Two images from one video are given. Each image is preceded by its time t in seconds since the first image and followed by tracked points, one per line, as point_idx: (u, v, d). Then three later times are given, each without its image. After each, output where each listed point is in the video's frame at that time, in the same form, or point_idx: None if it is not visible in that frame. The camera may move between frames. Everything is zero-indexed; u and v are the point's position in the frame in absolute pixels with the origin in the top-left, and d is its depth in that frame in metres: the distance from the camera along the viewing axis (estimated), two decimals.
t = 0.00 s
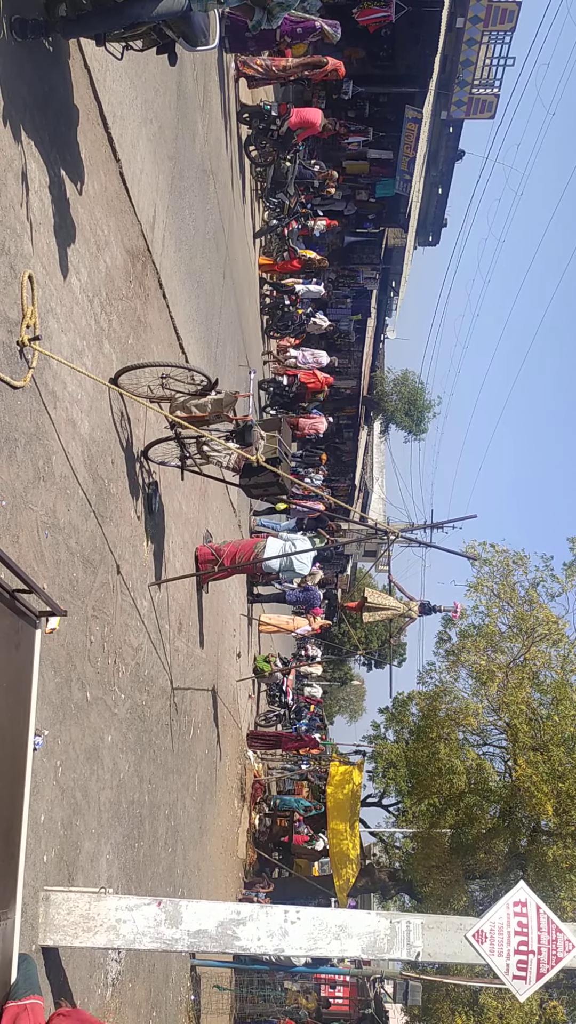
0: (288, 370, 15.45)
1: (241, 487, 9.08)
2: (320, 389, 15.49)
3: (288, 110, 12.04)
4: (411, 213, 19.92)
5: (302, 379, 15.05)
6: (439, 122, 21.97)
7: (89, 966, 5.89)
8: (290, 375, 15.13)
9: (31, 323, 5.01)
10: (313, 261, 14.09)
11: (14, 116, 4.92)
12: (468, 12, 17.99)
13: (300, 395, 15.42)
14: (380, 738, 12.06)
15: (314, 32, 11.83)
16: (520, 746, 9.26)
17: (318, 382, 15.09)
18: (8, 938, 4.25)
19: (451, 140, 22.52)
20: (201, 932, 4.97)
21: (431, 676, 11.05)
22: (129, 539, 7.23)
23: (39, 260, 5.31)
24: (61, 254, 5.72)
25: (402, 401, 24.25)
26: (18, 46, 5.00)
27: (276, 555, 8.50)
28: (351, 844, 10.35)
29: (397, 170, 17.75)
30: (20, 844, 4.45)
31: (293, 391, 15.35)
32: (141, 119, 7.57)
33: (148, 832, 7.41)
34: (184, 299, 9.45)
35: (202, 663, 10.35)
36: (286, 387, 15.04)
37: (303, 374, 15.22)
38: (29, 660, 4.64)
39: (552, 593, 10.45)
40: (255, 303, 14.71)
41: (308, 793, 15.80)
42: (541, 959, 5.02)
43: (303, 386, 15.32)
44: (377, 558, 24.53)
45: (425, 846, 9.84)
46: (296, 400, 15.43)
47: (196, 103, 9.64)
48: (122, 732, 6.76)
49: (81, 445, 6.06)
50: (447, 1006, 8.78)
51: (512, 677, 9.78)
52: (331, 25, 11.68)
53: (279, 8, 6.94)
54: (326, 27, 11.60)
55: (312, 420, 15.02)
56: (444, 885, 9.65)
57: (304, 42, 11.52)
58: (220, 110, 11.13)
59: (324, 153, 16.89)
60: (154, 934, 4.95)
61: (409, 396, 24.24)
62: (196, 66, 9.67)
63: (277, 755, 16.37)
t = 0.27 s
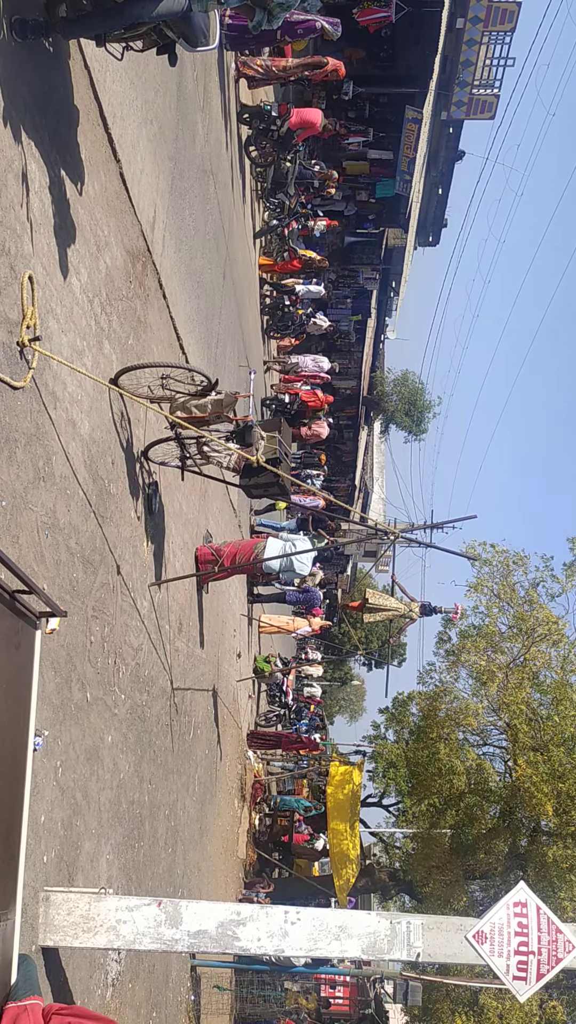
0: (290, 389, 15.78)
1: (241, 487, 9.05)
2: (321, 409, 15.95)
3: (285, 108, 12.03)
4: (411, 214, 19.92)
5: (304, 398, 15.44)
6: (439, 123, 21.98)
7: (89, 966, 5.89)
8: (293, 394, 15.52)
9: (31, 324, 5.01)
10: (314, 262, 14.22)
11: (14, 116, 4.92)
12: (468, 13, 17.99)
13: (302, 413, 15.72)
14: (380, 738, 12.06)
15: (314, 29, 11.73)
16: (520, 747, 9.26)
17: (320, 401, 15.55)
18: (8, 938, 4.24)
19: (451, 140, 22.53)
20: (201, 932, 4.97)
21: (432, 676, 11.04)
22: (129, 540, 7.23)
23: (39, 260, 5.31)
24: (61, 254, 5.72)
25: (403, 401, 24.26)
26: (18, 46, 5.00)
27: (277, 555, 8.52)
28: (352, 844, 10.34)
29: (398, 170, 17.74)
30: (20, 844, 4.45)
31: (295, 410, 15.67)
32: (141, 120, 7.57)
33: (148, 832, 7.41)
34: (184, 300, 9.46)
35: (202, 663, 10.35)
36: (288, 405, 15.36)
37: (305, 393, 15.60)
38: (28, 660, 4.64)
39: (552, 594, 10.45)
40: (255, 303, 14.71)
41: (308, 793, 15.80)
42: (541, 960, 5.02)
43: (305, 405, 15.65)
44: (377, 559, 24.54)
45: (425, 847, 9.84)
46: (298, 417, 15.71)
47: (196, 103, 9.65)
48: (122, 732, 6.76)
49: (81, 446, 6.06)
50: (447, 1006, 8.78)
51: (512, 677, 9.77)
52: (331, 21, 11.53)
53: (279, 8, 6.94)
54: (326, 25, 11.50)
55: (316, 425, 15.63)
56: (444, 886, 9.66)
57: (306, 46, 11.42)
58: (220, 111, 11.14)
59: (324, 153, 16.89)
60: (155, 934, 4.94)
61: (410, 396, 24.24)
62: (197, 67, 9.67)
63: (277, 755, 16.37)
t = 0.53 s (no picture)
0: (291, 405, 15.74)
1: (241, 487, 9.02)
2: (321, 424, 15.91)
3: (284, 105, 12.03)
4: (411, 214, 19.92)
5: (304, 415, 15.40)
6: (439, 123, 21.98)
7: (88, 967, 5.88)
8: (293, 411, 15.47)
9: (31, 324, 5.02)
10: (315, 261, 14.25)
11: (13, 116, 4.91)
12: (468, 13, 17.98)
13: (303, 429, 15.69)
14: (380, 739, 12.06)
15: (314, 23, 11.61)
16: (520, 747, 9.26)
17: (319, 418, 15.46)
18: (6, 938, 4.23)
19: (451, 140, 22.53)
20: (200, 932, 4.97)
21: (432, 677, 11.04)
22: (128, 539, 7.23)
23: (37, 260, 5.31)
24: (60, 254, 5.71)
25: (403, 402, 24.25)
26: (17, 46, 4.99)
27: (277, 556, 8.52)
28: (352, 845, 10.33)
29: (398, 170, 17.73)
30: (18, 844, 4.44)
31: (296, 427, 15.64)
32: (140, 120, 7.56)
33: (148, 832, 7.41)
34: (183, 300, 9.45)
35: (202, 663, 10.35)
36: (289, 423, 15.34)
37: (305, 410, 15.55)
38: (27, 661, 4.63)
39: (552, 594, 10.45)
40: (255, 303, 14.72)
41: (308, 794, 15.80)
42: (540, 960, 5.02)
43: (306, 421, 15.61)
44: (377, 559, 24.54)
45: (425, 847, 9.84)
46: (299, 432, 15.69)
47: (195, 103, 9.64)
48: (122, 733, 6.76)
49: (80, 446, 6.06)
50: (447, 1007, 8.77)
51: (512, 677, 9.76)
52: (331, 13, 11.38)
53: (278, 7, 6.94)
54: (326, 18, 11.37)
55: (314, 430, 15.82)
56: (444, 886, 9.66)
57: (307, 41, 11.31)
58: (219, 111, 11.13)
59: (324, 153, 16.89)
60: (154, 935, 4.94)
61: (410, 396, 24.23)
62: (196, 67, 9.66)
63: (277, 755, 16.37)
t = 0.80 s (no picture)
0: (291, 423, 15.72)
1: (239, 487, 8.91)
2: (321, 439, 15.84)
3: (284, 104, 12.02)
4: (411, 213, 19.91)
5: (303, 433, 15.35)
6: (438, 122, 21.98)
7: (86, 968, 5.86)
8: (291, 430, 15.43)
9: (27, 323, 5.02)
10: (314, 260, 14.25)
11: (10, 114, 4.90)
12: (468, 12, 17.98)
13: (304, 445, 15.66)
14: (380, 739, 12.04)
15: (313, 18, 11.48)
16: (520, 747, 9.24)
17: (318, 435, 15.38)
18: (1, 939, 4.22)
19: (450, 140, 22.53)
20: (199, 933, 4.95)
21: (432, 676, 11.02)
22: (127, 539, 7.21)
23: (34, 259, 5.29)
24: (57, 253, 5.69)
25: (402, 401, 24.23)
26: (14, 44, 4.97)
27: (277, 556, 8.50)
28: (352, 845, 10.31)
29: (397, 169, 17.70)
30: (13, 845, 4.43)
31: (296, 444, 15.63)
32: (138, 118, 7.54)
33: (147, 833, 7.39)
34: (182, 299, 9.43)
35: (201, 663, 10.33)
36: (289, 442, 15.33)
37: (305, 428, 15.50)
38: (22, 661, 4.61)
39: (552, 594, 10.43)
40: (254, 302, 14.67)
41: (308, 794, 15.78)
42: (539, 962, 5.00)
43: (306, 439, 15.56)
44: (377, 559, 24.52)
45: (425, 847, 9.83)
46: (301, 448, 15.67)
47: (194, 102, 9.62)
48: (120, 733, 6.74)
49: (78, 445, 6.04)
50: (447, 1007, 8.74)
51: (512, 677, 9.74)
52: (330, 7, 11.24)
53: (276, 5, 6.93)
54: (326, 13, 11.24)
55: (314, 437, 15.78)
56: (444, 886, 9.65)
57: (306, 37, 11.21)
58: (218, 111, 11.11)
59: (324, 153, 16.88)
60: (152, 936, 4.92)
61: (409, 396, 24.21)
62: (195, 66, 9.64)
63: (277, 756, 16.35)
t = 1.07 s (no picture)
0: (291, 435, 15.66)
1: (236, 482, 8.85)
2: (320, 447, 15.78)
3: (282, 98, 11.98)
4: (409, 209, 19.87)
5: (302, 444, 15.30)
6: (436, 117, 21.92)
7: (84, 964, 5.86)
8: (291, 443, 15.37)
9: (23, 317, 5.00)
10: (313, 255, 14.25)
11: (5, 107, 4.86)
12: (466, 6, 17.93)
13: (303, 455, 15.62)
14: (379, 734, 12.06)
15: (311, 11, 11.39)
16: (518, 742, 9.24)
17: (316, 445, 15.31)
18: None
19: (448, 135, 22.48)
20: (196, 929, 4.95)
21: (430, 672, 11.02)
22: (124, 535, 7.19)
23: (30, 253, 5.26)
24: (53, 247, 5.66)
25: (401, 397, 24.20)
26: (9, 36, 4.94)
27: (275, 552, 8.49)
28: (350, 840, 10.32)
29: (395, 164, 17.64)
30: (9, 840, 4.41)
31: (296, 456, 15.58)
32: (135, 112, 7.50)
33: (145, 828, 7.39)
34: (180, 294, 9.40)
35: (199, 659, 10.32)
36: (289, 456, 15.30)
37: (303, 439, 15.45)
38: (18, 656, 4.59)
39: (550, 589, 10.42)
40: (253, 298, 14.63)
41: (306, 789, 15.80)
42: (537, 956, 4.99)
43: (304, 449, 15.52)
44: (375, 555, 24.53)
45: (424, 843, 9.85)
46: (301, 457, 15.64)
47: (191, 96, 9.57)
48: (118, 729, 6.73)
49: (75, 440, 6.02)
50: (445, 1003, 8.75)
51: (511, 672, 9.74)
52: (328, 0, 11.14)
53: None
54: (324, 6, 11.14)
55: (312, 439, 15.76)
56: (442, 881, 9.67)
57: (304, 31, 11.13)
58: (216, 105, 11.06)
59: (322, 147, 16.83)
60: (150, 932, 4.92)
61: (408, 392, 24.17)
62: (192, 59, 9.59)
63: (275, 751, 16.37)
